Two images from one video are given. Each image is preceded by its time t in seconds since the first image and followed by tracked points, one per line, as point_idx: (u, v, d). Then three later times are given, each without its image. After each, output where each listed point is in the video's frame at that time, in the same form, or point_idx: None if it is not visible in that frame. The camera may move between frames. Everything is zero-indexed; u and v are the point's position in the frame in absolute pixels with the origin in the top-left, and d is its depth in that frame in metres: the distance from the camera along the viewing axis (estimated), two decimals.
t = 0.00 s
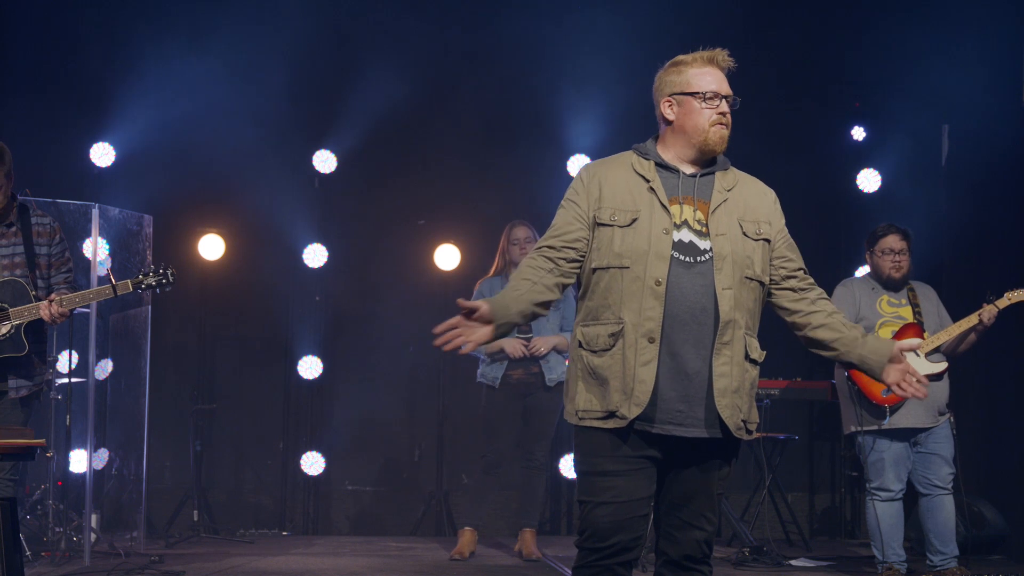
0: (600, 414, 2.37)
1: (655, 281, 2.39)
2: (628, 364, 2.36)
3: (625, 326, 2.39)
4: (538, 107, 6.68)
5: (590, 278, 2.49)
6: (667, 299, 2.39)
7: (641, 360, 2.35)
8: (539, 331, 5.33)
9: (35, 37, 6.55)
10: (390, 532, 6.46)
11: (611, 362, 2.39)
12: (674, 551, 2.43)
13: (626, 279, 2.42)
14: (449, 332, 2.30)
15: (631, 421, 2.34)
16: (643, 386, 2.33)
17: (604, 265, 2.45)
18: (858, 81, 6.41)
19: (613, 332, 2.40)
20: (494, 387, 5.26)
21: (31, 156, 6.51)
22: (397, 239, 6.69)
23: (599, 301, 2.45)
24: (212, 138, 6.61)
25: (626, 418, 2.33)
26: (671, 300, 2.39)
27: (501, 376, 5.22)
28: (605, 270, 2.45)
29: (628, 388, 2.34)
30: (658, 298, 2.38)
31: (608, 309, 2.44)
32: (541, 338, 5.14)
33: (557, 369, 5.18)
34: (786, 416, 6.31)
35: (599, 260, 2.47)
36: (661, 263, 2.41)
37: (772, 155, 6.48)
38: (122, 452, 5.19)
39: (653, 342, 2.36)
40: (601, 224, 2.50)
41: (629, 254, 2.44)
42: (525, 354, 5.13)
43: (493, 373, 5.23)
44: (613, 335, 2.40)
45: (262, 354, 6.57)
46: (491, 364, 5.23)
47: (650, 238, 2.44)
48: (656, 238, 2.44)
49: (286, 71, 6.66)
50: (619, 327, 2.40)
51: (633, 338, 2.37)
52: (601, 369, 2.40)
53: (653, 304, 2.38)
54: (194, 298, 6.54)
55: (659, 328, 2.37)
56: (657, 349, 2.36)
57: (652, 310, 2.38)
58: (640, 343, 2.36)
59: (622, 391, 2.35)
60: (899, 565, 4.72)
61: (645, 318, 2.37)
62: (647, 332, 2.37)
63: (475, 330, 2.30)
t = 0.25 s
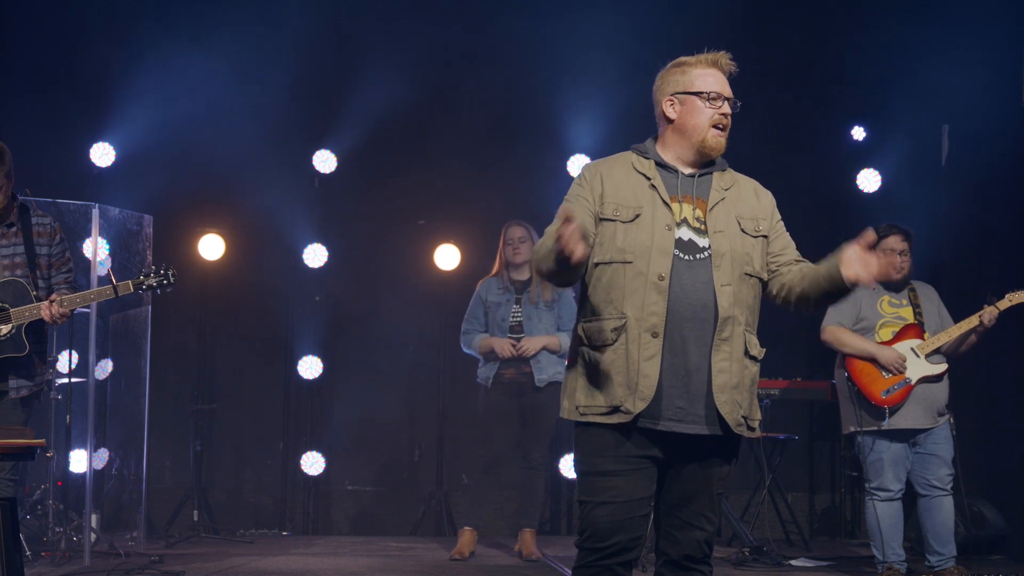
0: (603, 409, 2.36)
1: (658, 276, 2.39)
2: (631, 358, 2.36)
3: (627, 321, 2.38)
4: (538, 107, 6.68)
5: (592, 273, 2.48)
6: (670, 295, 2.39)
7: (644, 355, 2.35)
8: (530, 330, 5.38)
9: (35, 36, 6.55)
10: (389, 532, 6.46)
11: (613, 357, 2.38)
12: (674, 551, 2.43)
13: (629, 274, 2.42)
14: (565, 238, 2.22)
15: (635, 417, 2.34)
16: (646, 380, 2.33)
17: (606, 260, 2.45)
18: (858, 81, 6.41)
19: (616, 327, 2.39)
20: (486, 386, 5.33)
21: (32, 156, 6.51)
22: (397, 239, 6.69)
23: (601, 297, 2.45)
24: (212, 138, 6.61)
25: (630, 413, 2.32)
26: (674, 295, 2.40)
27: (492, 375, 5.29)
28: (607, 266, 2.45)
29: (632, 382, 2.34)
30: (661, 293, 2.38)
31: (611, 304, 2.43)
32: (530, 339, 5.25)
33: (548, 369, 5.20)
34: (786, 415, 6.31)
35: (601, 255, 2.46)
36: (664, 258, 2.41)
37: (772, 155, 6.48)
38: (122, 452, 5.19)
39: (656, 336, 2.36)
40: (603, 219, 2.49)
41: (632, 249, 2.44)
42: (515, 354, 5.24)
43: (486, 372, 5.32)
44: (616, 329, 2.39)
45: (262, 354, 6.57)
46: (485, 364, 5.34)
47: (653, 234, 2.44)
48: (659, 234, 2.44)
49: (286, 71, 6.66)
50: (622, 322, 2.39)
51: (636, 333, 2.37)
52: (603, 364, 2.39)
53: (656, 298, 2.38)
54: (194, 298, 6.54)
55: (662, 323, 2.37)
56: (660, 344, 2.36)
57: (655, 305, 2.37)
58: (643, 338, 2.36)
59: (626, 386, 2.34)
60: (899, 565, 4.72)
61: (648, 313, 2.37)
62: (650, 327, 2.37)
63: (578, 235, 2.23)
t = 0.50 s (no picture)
0: (602, 407, 2.36)
1: (660, 275, 2.40)
2: (632, 357, 2.35)
3: (629, 319, 2.38)
4: (538, 107, 6.68)
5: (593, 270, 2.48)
6: (672, 294, 2.39)
7: (645, 354, 2.34)
8: (519, 330, 5.39)
9: (35, 37, 6.55)
10: (389, 532, 6.46)
11: (613, 356, 2.37)
12: (673, 551, 2.43)
13: (631, 273, 2.42)
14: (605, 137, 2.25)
15: (633, 414, 2.33)
16: (646, 379, 2.32)
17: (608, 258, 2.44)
18: (857, 82, 6.42)
19: (617, 325, 2.39)
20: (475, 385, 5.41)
21: (31, 156, 6.51)
22: (397, 239, 6.69)
23: (603, 295, 2.45)
24: (212, 137, 6.61)
25: (628, 411, 2.32)
26: (675, 294, 2.40)
27: (482, 374, 5.34)
28: (610, 264, 2.45)
29: (632, 381, 2.33)
30: (663, 292, 2.38)
31: (611, 302, 2.43)
32: (517, 339, 5.24)
33: (536, 369, 5.20)
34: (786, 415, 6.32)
35: (602, 253, 2.46)
36: (667, 258, 2.41)
37: (773, 155, 6.48)
38: (122, 452, 5.20)
39: (657, 335, 2.36)
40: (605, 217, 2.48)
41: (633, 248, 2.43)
42: (502, 354, 5.24)
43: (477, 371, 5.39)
44: (617, 327, 2.38)
45: (262, 354, 6.57)
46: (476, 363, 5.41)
47: (655, 233, 2.44)
48: (661, 233, 2.44)
49: (286, 71, 6.66)
50: (623, 321, 2.38)
51: (637, 331, 2.36)
52: (603, 362, 2.39)
53: (658, 298, 2.38)
54: (194, 298, 6.54)
55: (663, 322, 2.37)
56: (661, 342, 2.36)
57: (656, 304, 2.37)
58: (644, 336, 2.36)
59: (625, 385, 2.34)
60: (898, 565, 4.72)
61: (649, 312, 2.37)
62: (651, 326, 2.36)
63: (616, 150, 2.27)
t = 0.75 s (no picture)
0: (603, 408, 2.36)
1: (659, 275, 2.40)
2: (632, 357, 2.35)
3: (628, 320, 2.38)
4: (538, 107, 6.68)
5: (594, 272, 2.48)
6: (671, 294, 2.39)
7: (645, 354, 2.34)
8: (506, 330, 5.39)
9: (35, 37, 6.55)
10: (389, 532, 6.46)
11: (613, 356, 2.38)
12: (674, 551, 2.43)
13: (630, 273, 2.42)
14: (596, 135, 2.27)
15: (634, 415, 2.33)
16: (647, 379, 2.32)
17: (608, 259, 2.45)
18: (858, 82, 6.42)
19: (617, 325, 2.39)
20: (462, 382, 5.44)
21: (32, 157, 6.51)
22: (398, 239, 6.69)
23: (603, 295, 2.45)
24: (212, 137, 6.61)
25: (630, 411, 2.32)
26: (675, 295, 2.40)
27: (470, 372, 5.33)
28: (609, 265, 2.45)
29: (633, 381, 2.34)
30: (662, 292, 2.38)
31: (611, 303, 2.43)
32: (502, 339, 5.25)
33: (523, 369, 5.23)
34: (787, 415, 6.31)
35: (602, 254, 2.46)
36: (665, 258, 2.41)
37: (773, 155, 6.48)
38: (122, 452, 5.19)
39: (657, 335, 2.36)
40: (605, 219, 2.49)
41: (633, 248, 2.44)
42: (488, 354, 5.25)
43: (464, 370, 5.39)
44: (617, 328, 2.39)
45: (262, 354, 6.57)
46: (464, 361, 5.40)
47: (653, 233, 2.44)
48: (660, 233, 2.44)
49: (286, 71, 6.66)
50: (623, 321, 2.39)
51: (637, 331, 2.36)
52: (603, 363, 2.39)
53: (657, 298, 2.38)
54: (194, 298, 6.54)
55: (663, 321, 2.36)
56: (661, 342, 2.36)
57: (656, 304, 2.37)
58: (644, 336, 2.36)
59: (626, 385, 2.34)
60: (899, 565, 4.70)
61: (649, 312, 2.37)
62: (651, 326, 2.36)
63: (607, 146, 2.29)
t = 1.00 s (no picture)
0: (602, 409, 2.36)
1: (656, 275, 2.39)
2: (631, 358, 2.36)
3: (626, 321, 2.38)
4: (539, 107, 6.68)
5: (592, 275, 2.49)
6: (669, 294, 2.39)
7: (643, 354, 2.35)
8: (496, 330, 5.39)
9: (36, 37, 6.55)
10: (389, 532, 6.46)
11: (612, 358, 2.38)
12: (674, 551, 2.43)
13: (627, 274, 2.42)
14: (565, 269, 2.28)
15: (633, 416, 2.34)
16: (645, 380, 2.33)
17: (605, 261, 2.45)
18: (858, 82, 6.42)
19: (615, 327, 2.39)
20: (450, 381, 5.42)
21: (32, 156, 6.51)
22: (398, 239, 6.69)
23: (600, 297, 2.45)
24: (212, 138, 6.61)
25: (629, 413, 2.32)
26: (672, 295, 2.40)
27: (457, 372, 5.32)
28: (606, 266, 2.46)
29: (631, 383, 2.34)
30: (659, 293, 2.38)
31: (608, 304, 2.43)
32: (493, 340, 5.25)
33: (512, 369, 5.24)
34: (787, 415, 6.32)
35: (600, 257, 2.47)
36: (662, 258, 2.41)
37: (773, 155, 6.49)
38: (122, 452, 5.19)
39: (655, 336, 2.36)
40: (602, 222, 2.50)
41: (630, 249, 2.44)
42: (478, 354, 5.25)
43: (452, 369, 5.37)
44: (615, 329, 2.39)
45: (262, 354, 6.57)
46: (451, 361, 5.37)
47: (650, 234, 2.44)
48: (656, 233, 2.44)
49: (286, 71, 6.66)
50: (620, 323, 2.39)
51: (634, 333, 2.37)
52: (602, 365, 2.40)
53: (654, 298, 2.38)
54: (194, 297, 6.54)
55: (660, 322, 2.37)
56: (659, 343, 2.36)
57: (653, 304, 2.38)
58: (641, 337, 2.36)
59: (625, 386, 2.34)
60: (899, 564, 4.73)
61: (646, 312, 2.37)
62: (649, 326, 2.37)
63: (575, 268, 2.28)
